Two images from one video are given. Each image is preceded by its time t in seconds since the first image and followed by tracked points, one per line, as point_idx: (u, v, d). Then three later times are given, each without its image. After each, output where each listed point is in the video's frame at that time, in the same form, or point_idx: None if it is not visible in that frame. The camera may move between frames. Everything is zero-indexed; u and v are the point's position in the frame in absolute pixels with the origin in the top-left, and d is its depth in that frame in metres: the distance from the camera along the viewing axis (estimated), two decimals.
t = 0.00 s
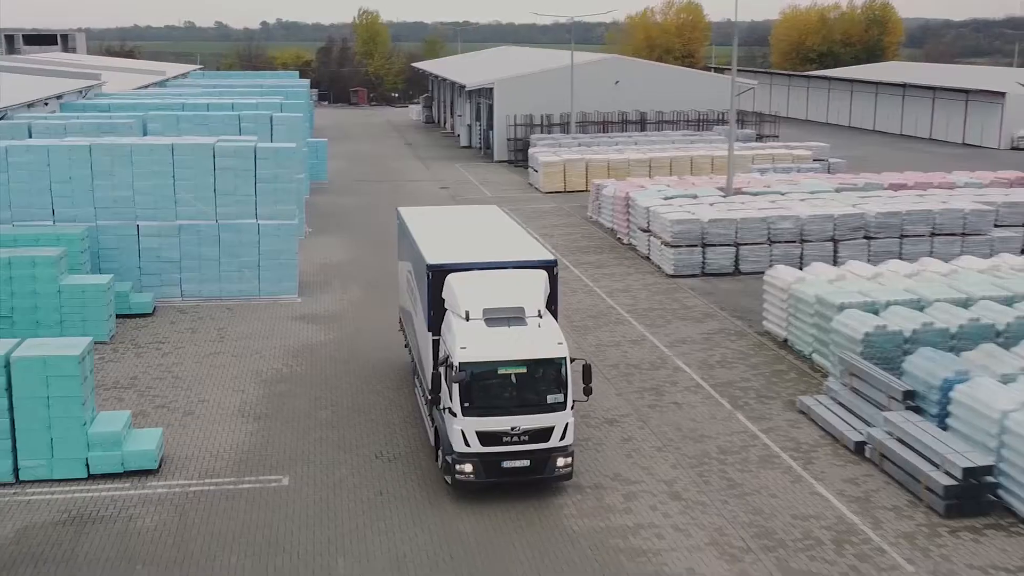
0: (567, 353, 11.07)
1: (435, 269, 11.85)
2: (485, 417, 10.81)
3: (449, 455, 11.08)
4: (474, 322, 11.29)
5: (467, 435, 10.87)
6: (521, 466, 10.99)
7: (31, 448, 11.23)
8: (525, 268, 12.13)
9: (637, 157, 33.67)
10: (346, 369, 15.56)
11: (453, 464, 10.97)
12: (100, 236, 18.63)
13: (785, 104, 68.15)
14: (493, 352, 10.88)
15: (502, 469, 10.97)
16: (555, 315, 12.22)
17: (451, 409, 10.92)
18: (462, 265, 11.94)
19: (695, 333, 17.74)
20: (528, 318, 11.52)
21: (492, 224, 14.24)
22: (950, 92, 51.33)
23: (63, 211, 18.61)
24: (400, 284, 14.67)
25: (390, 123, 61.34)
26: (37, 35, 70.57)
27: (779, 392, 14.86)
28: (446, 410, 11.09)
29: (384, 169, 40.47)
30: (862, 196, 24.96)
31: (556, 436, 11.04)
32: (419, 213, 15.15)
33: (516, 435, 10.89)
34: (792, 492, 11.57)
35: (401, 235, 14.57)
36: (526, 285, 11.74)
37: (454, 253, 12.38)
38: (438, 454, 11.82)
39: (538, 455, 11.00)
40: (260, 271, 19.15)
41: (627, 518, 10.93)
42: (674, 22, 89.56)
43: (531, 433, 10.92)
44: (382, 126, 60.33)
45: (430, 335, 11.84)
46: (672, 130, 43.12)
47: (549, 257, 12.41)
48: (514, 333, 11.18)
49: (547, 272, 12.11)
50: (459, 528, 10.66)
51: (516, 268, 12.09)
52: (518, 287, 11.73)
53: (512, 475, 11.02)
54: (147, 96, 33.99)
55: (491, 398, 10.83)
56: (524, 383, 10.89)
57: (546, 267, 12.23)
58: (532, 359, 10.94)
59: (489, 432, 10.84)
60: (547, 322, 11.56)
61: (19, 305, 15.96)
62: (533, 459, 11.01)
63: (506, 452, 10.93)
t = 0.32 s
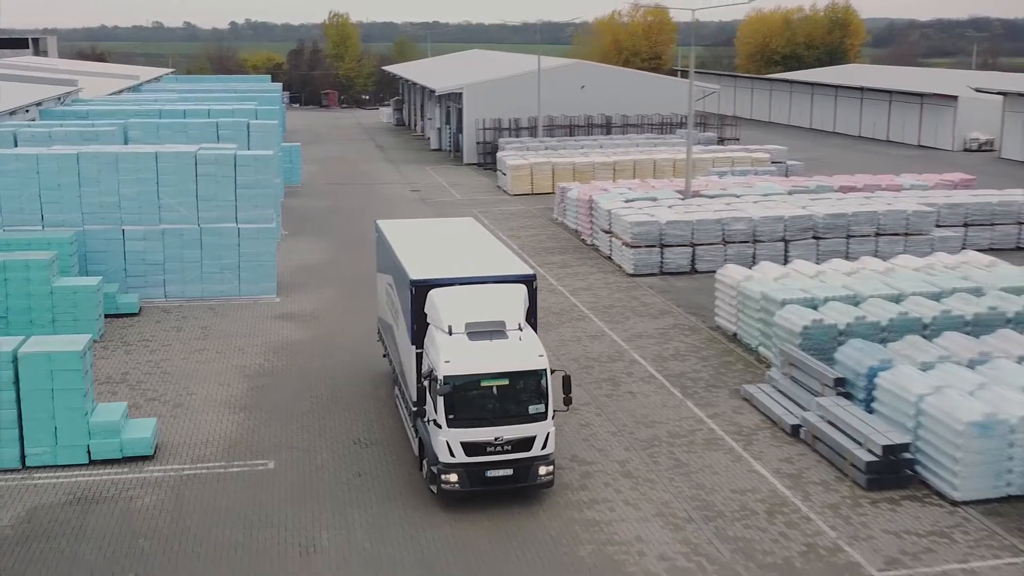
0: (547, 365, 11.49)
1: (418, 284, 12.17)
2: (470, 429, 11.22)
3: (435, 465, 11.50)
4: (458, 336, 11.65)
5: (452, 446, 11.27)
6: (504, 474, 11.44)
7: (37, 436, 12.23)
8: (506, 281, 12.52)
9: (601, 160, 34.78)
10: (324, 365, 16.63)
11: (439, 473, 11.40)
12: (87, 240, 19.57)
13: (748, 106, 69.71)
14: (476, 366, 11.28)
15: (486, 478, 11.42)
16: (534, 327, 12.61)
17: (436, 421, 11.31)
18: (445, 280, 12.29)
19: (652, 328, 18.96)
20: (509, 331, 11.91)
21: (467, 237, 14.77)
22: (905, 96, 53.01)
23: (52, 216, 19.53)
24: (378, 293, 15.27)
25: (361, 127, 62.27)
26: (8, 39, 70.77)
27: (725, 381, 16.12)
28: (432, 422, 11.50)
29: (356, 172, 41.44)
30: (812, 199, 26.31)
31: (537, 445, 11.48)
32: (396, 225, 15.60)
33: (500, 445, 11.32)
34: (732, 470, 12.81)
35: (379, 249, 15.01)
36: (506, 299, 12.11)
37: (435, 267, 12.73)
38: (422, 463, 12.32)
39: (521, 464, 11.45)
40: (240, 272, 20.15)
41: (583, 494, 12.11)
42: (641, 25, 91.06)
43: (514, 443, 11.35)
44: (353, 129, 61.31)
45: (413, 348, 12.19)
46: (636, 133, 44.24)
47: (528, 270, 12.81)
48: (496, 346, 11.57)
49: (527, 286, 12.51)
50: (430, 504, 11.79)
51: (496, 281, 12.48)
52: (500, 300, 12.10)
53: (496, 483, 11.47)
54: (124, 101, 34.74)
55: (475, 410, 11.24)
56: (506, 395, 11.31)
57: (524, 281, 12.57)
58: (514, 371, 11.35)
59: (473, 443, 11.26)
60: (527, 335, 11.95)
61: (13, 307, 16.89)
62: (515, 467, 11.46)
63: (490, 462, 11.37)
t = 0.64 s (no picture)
0: (522, 375, 11.93)
1: (396, 297, 12.58)
2: (449, 437, 11.62)
3: (416, 472, 11.91)
4: (435, 347, 12.07)
5: (432, 454, 11.68)
6: (482, 481, 11.88)
7: (30, 427, 13.19)
8: (480, 294, 12.99)
9: (558, 163, 35.96)
10: (295, 361, 17.65)
11: (419, 481, 11.81)
12: (65, 244, 20.46)
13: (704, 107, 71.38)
14: (453, 375, 11.68)
15: (465, 485, 11.83)
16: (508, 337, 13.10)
17: (416, 430, 11.71)
18: (421, 293, 12.71)
19: (602, 323, 20.22)
20: (485, 342, 12.36)
21: (437, 249, 15.33)
22: (854, 100, 54.82)
23: (30, 221, 20.38)
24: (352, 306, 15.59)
25: (323, 130, 63.10)
26: None
27: (669, 371, 17.42)
28: (411, 431, 11.88)
29: (320, 175, 42.35)
30: (757, 201, 27.72)
31: (513, 452, 11.92)
32: (367, 239, 16.05)
33: (478, 453, 11.74)
34: (671, 450, 14.07)
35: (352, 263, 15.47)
36: (482, 312, 12.59)
37: (412, 281, 13.16)
38: (401, 471, 12.73)
39: (498, 471, 11.89)
40: (211, 274, 21.13)
41: (535, 473, 13.32)
42: (600, 28, 92.63)
43: (491, 450, 11.78)
44: (316, 132, 62.18)
45: (391, 359, 12.59)
46: (593, 136, 45.53)
47: (502, 284, 13.29)
48: (473, 357, 12.01)
49: (501, 299, 12.98)
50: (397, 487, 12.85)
51: (472, 294, 12.95)
52: (476, 313, 12.59)
53: (474, 489, 11.89)
54: (91, 107, 35.36)
55: (453, 419, 11.64)
56: (484, 404, 11.71)
57: (499, 294, 13.07)
58: (490, 381, 11.76)
59: (452, 451, 11.67)
60: (502, 346, 12.40)
61: None
62: (493, 474, 11.89)
63: (468, 469, 11.79)
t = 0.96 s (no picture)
0: (498, 384, 12.44)
1: (373, 311, 13.00)
2: (428, 445, 12.09)
3: (396, 480, 12.36)
4: (412, 359, 12.53)
5: (412, 462, 12.13)
6: (460, 486, 12.35)
7: (17, 419, 14.19)
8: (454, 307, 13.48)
9: (515, 167, 37.19)
10: (263, 358, 18.70)
11: (399, 488, 12.25)
12: (39, 248, 21.36)
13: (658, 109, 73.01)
14: (430, 386, 12.14)
15: (443, 491, 12.30)
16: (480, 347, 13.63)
17: (396, 438, 12.15)
18: (397, 307, 13.16)
19: (553, 320, 21.48)
20: (460, 353, 12.86)
21: (407, 261, 15.86)
22: (802, 103, 56.60)
23: (5, 227, 21.26)
24: (325, 318, 16.00)
25: (284, 133, 63.84)
26: None
27: (614, 363, 18.73)
28: (391, 440, 12.32)
29: (282, 179, 43.18)
30: (702, 203, 29.12)
31: (490, 458, 12.40)
32: (337, 251, 16.46)
33: (456, 460, 12.22)
34: (613, 435, 15.35)
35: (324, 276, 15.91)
36: (456, 325, 13.10)
37: (387, 295, 13.60)
38: (379, 478, 13.19)
39: (475, 476, 12.36)
40: (181, 276, 22.09)
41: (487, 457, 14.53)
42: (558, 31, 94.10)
43: (468, 457, 12.26)
44: (277, 134, 62.95)
45: (368, 370, 13.01)
46: (549, 139, 46.80)
47: (475, 296, 13.81)
48: (449, 367, 12.49)
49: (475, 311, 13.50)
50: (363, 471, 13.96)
51: (445, 307, 13.46)
52: (451, 325, 13.09)
53: (453, 494, 12.37)
54: (55, 113, 35.98)
55: (431, 428, 12.10)
56: (460, 413, 12.20)
57: (471, 306, 13.59)
58: (467, 390, 12.25)
59: (430, 458, 12.13)
60: (477, 355, 12.91)
61: None
62: (470, 479, 12.38)
63: (446, 475, 12.26)
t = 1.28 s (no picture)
0: (477, 392, 13.01)
1: (354, 322, 13.46)
2: (411, 452, 12.68)
3: (380, 486, 12.95)
4: (393, 369, 13.02)
5: (396, 469, 12.73)
6: (441, 491, 13.00)
7: (2, 412, 15.20)
8: (432, 317, 14.00)
9: (473, 170, 38.38)
10: (233, 356, 19.74)
11: (383, 493, 12.85)
12: (13, 252, 22.25)
13: (614, 111, 74.54)
14: (413, 395, 12.66)
15: (426, 495, 12.96)
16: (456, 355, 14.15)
17: (380, 446, 12.71)
18: (376, 318, 13.62)
19: (508, 317, 22.72)
20: (439, 362, 13.37)
21: (379, 271, 16.33)
22: (753, 105, 58.33)
23: None
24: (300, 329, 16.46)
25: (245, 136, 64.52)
26: None
27: (563, 356, 20.03)
28: (375, 447, 12.89)
29: (245, 182, 43.98)
30: (651, 205, 30.50)
31: (470, 463, 13.06)
32: (310, 262, 16.91)
33: (438, 465, 12.85)
34: (561, 422, 16.63)
35: (299, 287, 16.32)
36: (434, 335, 13.60)
37: (366, 307, 14.05)
38: (361, 485, 13.77)
39: (455, 481, 13.03)
40: (150, 278, 23.06)
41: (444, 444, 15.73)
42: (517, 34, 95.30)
43: (449, 463, 12.90)
44: (238, 137, 63.61)
45: (349, 381, 13.50)
46: (507, 142, 48.02)
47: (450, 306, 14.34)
48: (430, 377, 13.01)
49: (452, 321, 14.02)
50: (330, 458, 15.09)
51: (422, 317, 13.96)
52: (430, 335, 13.60)
53: (434, 499, 13.03)
54: (20, 119, 36.54)
55: (414, 435, 12.69)
56: (441, 421, 12.79)
57: (448, 316, 14.09)
58: (448, 399, 12.82)
59: (414, 465, 12.73)
60: (456, 364, 13.45)
61: None
62: (451, 484, 13.04)
63: (428, 481, 12.90)
